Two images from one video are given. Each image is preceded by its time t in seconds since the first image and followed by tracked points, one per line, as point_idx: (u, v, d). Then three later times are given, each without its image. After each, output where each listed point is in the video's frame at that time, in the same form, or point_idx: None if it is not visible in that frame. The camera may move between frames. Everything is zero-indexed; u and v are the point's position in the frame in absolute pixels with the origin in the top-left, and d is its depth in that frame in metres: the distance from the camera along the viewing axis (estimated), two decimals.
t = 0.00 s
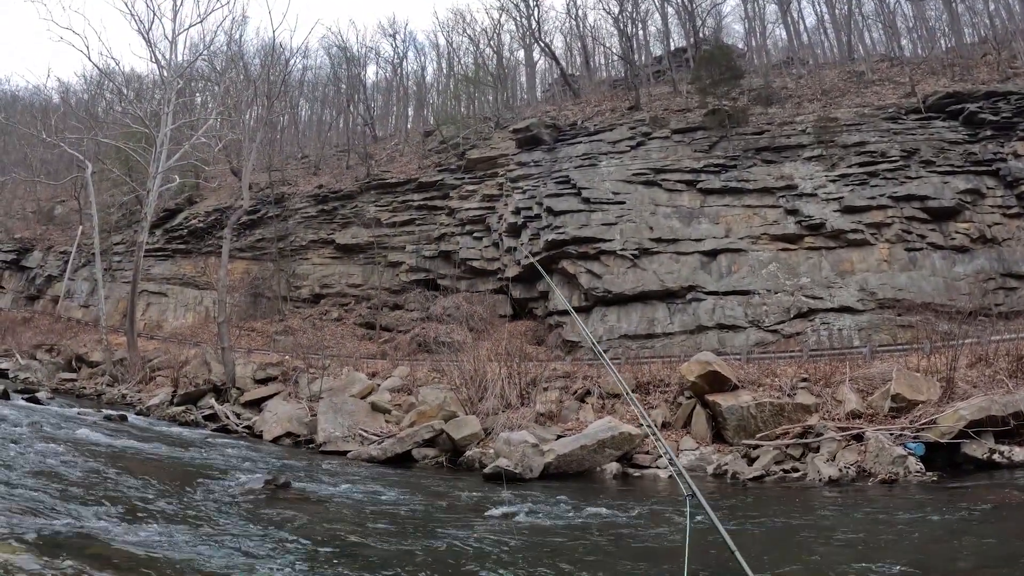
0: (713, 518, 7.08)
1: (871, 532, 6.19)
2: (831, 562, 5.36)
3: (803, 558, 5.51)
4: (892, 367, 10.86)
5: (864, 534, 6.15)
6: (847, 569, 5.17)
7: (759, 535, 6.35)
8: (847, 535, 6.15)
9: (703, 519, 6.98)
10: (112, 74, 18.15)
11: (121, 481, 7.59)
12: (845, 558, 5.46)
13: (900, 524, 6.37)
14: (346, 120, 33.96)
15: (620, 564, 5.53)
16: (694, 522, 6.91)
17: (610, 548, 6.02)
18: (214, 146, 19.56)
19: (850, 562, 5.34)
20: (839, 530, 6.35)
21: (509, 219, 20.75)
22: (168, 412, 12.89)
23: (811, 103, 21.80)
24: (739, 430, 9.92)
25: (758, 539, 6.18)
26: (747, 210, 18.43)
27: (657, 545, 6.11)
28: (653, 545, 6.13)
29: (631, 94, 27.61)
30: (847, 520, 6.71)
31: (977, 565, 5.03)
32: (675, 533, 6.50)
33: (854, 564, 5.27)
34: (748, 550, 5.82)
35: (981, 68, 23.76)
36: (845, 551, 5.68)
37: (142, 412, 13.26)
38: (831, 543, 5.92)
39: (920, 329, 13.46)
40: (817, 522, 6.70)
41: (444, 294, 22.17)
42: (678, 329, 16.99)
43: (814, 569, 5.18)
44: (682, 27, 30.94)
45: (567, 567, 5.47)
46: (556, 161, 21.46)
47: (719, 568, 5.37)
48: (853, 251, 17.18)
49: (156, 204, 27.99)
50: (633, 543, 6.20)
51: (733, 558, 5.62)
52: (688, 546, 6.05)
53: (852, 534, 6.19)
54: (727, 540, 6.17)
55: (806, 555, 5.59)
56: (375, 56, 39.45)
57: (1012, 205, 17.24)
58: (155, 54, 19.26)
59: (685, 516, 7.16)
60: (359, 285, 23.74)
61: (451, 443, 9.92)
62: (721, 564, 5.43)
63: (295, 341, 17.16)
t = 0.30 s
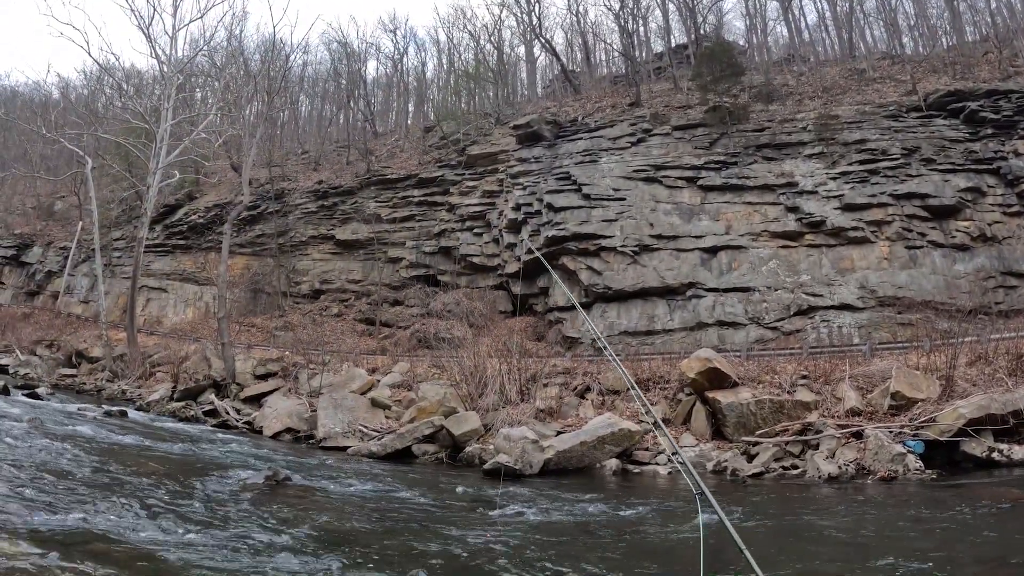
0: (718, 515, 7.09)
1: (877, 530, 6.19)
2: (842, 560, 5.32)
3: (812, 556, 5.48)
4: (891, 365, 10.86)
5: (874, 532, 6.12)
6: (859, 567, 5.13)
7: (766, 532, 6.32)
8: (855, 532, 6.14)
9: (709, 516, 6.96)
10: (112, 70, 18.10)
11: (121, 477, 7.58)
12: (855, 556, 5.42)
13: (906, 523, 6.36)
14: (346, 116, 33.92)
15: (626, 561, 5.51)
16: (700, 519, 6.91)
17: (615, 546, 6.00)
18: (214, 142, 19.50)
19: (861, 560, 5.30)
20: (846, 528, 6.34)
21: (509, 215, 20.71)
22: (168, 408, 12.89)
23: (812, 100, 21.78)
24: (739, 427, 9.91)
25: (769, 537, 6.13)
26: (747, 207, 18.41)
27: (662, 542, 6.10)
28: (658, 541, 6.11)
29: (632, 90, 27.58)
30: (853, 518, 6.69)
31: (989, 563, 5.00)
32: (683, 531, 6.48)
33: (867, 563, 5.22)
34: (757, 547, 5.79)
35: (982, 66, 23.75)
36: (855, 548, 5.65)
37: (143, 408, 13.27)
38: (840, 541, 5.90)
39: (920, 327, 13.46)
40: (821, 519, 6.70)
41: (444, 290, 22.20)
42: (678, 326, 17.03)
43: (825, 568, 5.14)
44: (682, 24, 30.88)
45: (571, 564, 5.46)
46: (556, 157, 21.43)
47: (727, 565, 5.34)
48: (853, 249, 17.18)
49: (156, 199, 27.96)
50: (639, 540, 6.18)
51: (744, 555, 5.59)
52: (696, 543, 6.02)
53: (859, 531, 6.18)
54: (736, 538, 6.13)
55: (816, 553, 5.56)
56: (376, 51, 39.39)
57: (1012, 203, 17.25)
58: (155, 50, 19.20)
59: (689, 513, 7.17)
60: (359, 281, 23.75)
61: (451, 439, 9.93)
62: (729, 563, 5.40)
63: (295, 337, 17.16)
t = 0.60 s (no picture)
0: (720, 513, 7.08)
1: (882, 527, 6.17)
2: (848, 558, 5.31)
3: (818, 553, 5.47)
4: (891, 363, 10.86)
5: (879, 530, 6.10)
6: (867, 564, 5.11)
7: (770, 529, 6.30)
8: (860, 530, 6.12)
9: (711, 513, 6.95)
10: (112, 65, 18.06)
11: (121, 472, 7.58)
12: (862, 553, 5.40)
13: (910, 521, 6.34)
14: (346, 111, 33.89)
15: (627, 558, 5.50)
16: (702, 517, 6.90)
17: (617, 543, 5.98)
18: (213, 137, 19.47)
19: (868, 558, 5.28)
20: (852, 525, 6.32)
21: (508, 211, 20.67)
22: (168, 403, 12.89)
23: (812, 98, 21.75)
24: (738, 424, 9.91)
25: (775, 535, 6.10)
26: (747, 205, 18.40)
27: (664, 539, 6.09)
28: (661, 539, 6.10)
29: (632, 87, 27.56)
30: (856, 515, 6.68)
31: (998, 562, 4.97)
32: (685, 528, 6.46)
33: (875, 560, 5.20)
34: (763, 545, 5.77)
35: (983, 65, 23.74)
36: (862, 546, 5.62)
37: (142, 403, 13.28)
38: (847, 539, 5.87)
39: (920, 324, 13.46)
40: (822, 517, 6.69)
41: (443, 286, 22.21)
42: (677, 323, 17.05)
43: (832, 566, 5.12)
44: (683, 21, 30.84)
45: (573, 561, 5.44)
46: (556, 153, 21.40)
47: (732, 563, 5.32)
48: (853, 247, 17.19)
49: (155, 195, 27.94)
50: (642, 537, 6.16)
51: (750, 553, 5.57)
52: (701, 541, 6.00)
53: (864, 529, 6.16)
54: (740, 535, 6.12)
55: (822, 551, 5.54)
56: (375, 47, 39.33)
57: (1012, 202, 17.25)
58: (155, 46, 19.17)
59: (690, 510, 7.16)
60: (358, 277, 23.76)
61: (450, 435, 9.93)
62: (734, 560, 5.39)
63: (295, 333, 17.17)
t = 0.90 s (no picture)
0: (718, 508, 7.08)
1: (880, 523, 6.18)
2: (849, 554, 5.29)
3: (818, 550, 5.45)
4: (888, 360, 10.88)
5: (878, 526, 6.10)
6: (868, 561, 5.09)
7: (770, 525, 6.29)
8: (860, 527, 6.11)
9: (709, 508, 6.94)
10: (110, 57, 17.99)
11: (118, 465, 7.57)
12: (862, 550, 5.39)
13: (908, 517, 6.35)
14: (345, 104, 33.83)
15: (625, 553, 5.49)
16: (699, 512, 6.90)
17: (614, 537, 5.98)
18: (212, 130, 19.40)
19: (869, 555, 5.27)
20: (851, 521, 6.32)
21: (507, 205, 20.62)
22: (165, 396, 12.89)
23: (812, 94, 21.74)
24: (735, 419, 9.92)
25: (774, 531, 6.09)
26: (745, 200, 18.40)
27: (661, 534, 6.08)
28: (659, 534, 6.09)
29: (631, 81, 27.54)
30: (854, 512, 6.68)
31: (999, 560, 4.97)
32: (683, 523, 6.45)
33: (876, 557, 5.19)
34: (763, 541, 5.75)
35: (983, 64, 23.73)
36: (862, 543, 5.61)
37: (139, 396, 13.28)
38: (847, 536, 5.85)
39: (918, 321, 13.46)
40: (820, 513, 6.69)
41: (441, 279, 22.21)
42: (675, 317, 17.04)
43: (833, 563, 5.11)
44: (683, 16, 30.81)
45: (570, 555, 5.44)
46: (555, 147, 21.37)
47: (732, 558, 5.31)
48: (851, 243, 17.20)
49: (153, 187, 27.88)
50: (640, 532, 6.16)
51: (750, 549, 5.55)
52: (699, 536, 5.99)
53: (863, 525, 6.16)
54: (739, 531, 6.11)
55: (821, 547, 5.54)
56: (374, 40, 39.25)
57: (1010, 200, 17.27)
58: (153, 38, 19.10)
59: (687, 505, 7.17)
60: (356, 270, 23.73)
61: (448, 429, 9.93)
62: (733, 556, 5.37)
63: (292, 326, 17.16)
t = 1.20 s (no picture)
0: (711, 501, 7.05)
1: (877, 519, 6.15)
2: (848, 550, 5.24)
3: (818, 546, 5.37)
4: (881, 355, 10.90)
5: (876, 521, 6.07)
6: (870, 558, 5.03)
7: (764, 520, 6.27)
8: (858, 522, 6.07)
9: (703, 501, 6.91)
10: (105, 45, 17.84)
11: (109, 454, 7.54)
12: (862, 546, 5.34)
13: (904, 513, 6.34)
14: (341, 93, 33.70)
15: (619, 546, 5.46)
16: (693, 505, 6.88)
17: (607, 530, 5.94)
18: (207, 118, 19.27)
19: (868, 550, 5.22)
20: (848, 517, 6.29)
21: (502, 195, 20.54)
22: (159, 385, 12.85)
23: (809, 89, 21.73)
24: (728, 412, 9.93)
25: (772, 526, 6.03)
26: (741, 193, 18.38)
27: (654, 527, 6.04)
28: (653, 526, 6.06)
29: (628, 73, 27.48)
30: (848, 506, 6.67)
31: (1001, 557, 4.93)
32: (678, 516, 6.42)
33: (877, 554, 5.13)
34: (760, 536, 5.70)
35: (981, 61, 23.75)
36: (861, 538, 5.57)
37: (133, 385, 13.25)
38: (845, 531, 5.82)
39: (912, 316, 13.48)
40: (815, 508, 6.67)
41: (436, 269, 22.18)
42: (669, 310, 17.03)
43: (833, 558, 5.06)
44: (681, 8, 30.72)
45: (563, 547, 5.41)
46: (551, 139, 21.30)
47: (730, 552, 5.25)
48: (846, 238, 17.21)
49: (148, 175, 27.74)
50: (635, 525, 6.12)
51: (749, 544, 5.49)
52: (696, 530, 5.93)
53: (860, 520, 6.12)
54: (734, 525, 6.07)
55: (820, 542, 5.49)
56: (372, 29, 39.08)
57: (1006, 198, 17.32)
58: (149, 25, 18.94)
59: (679, 497, 7.18)
60: (350, 260, 23.68)
61: (441, 419, 9.91)
62: (731, 550, 5.31)
63: (286, 315, 17.14)
